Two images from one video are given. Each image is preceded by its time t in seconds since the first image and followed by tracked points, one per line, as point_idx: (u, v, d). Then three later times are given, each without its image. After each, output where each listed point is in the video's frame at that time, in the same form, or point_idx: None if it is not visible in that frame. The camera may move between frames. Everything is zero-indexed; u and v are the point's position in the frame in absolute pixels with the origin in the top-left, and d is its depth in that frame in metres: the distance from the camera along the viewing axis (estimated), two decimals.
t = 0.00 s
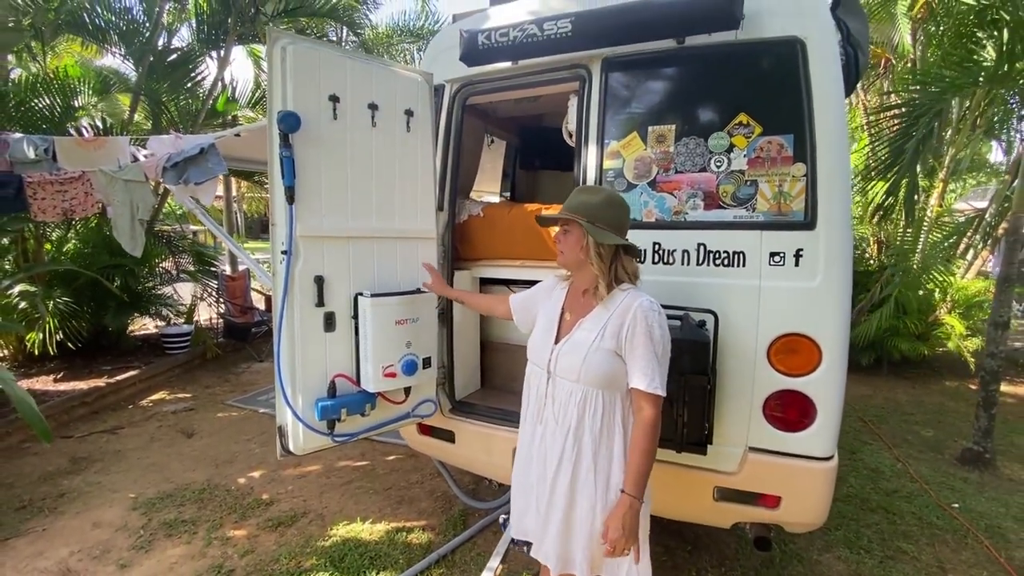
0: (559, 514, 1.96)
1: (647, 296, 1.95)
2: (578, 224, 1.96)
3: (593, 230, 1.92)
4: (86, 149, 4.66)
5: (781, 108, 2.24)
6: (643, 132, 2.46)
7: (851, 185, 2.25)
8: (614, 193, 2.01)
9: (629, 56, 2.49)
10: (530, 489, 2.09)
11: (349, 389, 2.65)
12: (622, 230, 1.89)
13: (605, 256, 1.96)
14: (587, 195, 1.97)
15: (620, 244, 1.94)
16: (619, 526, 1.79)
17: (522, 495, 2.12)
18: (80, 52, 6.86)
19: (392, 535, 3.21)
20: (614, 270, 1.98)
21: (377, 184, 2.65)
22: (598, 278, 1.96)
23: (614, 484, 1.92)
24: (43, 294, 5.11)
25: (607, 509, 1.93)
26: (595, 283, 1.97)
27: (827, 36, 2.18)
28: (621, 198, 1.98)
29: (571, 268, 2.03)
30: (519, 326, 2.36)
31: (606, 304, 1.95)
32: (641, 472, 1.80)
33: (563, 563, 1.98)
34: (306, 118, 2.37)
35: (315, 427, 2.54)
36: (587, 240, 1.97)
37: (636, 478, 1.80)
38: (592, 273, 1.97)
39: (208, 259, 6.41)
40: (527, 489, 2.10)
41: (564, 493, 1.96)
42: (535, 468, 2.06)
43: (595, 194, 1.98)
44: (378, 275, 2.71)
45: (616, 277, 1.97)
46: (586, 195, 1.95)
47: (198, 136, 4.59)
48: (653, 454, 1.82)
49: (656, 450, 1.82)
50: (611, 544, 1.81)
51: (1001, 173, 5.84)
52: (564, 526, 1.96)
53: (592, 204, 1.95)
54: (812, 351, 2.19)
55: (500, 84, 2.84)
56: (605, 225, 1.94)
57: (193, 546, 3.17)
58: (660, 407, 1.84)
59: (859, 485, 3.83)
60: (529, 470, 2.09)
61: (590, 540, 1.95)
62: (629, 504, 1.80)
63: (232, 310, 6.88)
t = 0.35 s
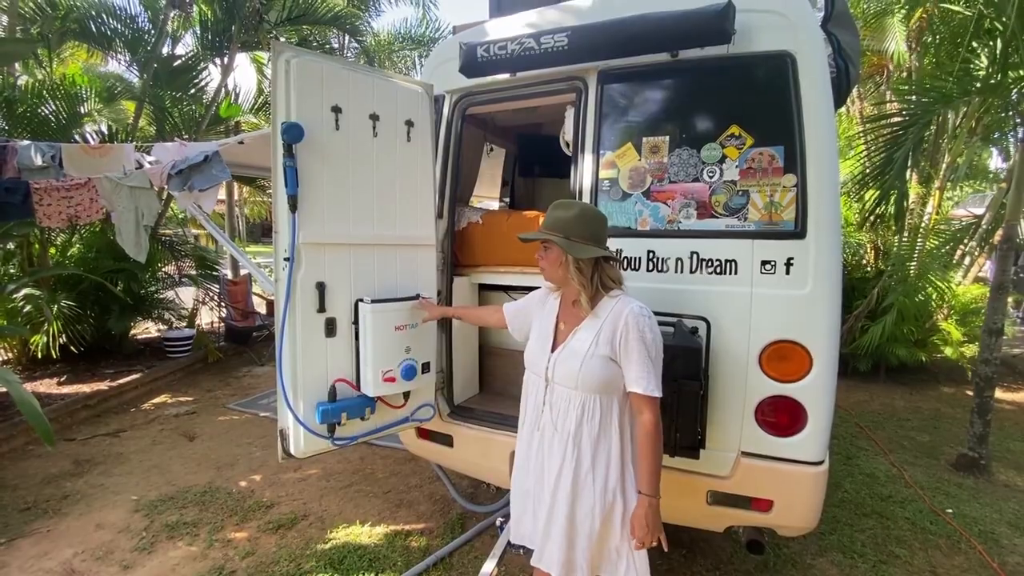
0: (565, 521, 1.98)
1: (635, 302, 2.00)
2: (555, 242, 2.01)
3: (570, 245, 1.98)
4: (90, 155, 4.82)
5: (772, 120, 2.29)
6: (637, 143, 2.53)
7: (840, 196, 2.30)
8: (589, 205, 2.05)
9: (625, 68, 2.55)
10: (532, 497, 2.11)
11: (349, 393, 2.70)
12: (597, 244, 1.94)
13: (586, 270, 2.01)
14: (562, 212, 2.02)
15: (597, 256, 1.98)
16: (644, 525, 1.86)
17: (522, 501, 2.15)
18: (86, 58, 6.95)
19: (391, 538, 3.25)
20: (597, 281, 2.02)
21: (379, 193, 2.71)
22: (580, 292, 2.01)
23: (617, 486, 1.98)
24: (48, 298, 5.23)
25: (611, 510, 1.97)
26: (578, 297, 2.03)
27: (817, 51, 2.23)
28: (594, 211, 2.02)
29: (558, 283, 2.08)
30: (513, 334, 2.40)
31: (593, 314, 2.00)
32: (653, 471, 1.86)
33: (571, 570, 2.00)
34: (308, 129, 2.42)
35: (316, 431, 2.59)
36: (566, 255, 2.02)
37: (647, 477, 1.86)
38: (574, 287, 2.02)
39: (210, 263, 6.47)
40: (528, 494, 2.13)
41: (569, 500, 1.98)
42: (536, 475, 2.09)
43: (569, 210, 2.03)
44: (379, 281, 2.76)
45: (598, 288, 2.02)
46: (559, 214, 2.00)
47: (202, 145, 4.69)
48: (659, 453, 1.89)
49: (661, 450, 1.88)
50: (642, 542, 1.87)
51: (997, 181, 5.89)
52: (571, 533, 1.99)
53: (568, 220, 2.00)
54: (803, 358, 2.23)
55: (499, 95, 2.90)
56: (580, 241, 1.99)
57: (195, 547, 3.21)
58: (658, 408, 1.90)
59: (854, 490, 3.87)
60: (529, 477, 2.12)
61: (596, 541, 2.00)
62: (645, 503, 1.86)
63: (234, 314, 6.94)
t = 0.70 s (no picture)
0: (554, 516, 2.04)
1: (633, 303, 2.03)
2: (560, 246, 2.06)
3: (575, 248, 2.02)
4: (92, 159, 4.88)
5: (764, 127, 2.35)
6: (633, 149, 2.58)
7: (831, 201, 2.35)
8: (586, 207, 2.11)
9: (620, 76, 2.60)
10: (525, 493, 2.16)
11: (350, 394, 2.73)
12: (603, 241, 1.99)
13: (592, 268, 2.05)
14: (561, 216, 2.07)
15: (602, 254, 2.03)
16: (607, 525, 1.89)
17: (520, 497, 2.21)
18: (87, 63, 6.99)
19: (391, 538, 3.29)
20: (602, 278, 2.07)
21: (379, 198, 2.75)
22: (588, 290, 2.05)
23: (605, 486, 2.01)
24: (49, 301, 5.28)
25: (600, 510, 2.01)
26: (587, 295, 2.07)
27: (807, 61, 2.29)
28: (593, 210, 2.08)
29: (563, 286, 2.12)
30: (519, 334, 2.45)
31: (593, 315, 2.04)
32: (629, 473, 1.88)
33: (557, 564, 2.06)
34: (311, 136, 2.47)
35: (318, 431, 2.62)
36: (572, 257, 2.07)
37: (625, 479, 1.89)
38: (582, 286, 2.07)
39: (211, 266, 6.52)
40: (524, 491, 2.18)
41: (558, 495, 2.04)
42: (531, 472, 2.14)
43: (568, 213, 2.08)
44: (379, 284, 2.81)
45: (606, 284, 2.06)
46: (559, 218, 2.05)
47: (205, 150, 4.76)
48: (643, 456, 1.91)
49: (642, 454, 1.90)
50: (600, 542, 1.90)
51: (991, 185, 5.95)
52: (559, 527, 2.05)
53: (568, 224, 2.05)
54: (795, 359, 2.28)
55: (497, 102, 2.96)
56: (585, 240, 2.03)
57: (197, 548, 3.25)
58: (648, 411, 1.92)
59: (849, 491, 3.91)
60: (526, 474, 2.17)
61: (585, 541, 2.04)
62: (618, 503, 1.89)
63: (234, 317, 6.98)
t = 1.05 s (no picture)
0: (550, 518, 2.07)
1: (635, 307, 2.01)
2: (567, 252, 2.05)
3: (581, 254, 2.02)
4: (93, 163, 4.99)
5: (761, 131, 2.37)
6: (631, 153, 2.60)
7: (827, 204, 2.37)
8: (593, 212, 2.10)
9: (618, 81, 2.63)
10: (523, 494, 2.19)
11: (351, 396, 2.75)
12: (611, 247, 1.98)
13: (599, 274, 2.05)
14: (567, 222, 2.07)
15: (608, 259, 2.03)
16: (598, 532, 1.91)
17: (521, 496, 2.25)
18: (87, 67, 7.02)
19: (391, 540, 3.30)
20: (608, 282, 2.07)
21: (379, 201, 2.77)
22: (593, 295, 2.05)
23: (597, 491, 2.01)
24: (49, 304, 5.33)
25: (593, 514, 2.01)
26: (592, 300, 2.07)
27: (803, 66, 2.31)
28: (601, 215, 2.07)
29: (570, 291, 2.12)
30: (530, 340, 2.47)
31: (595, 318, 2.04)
32: (619, 480, 1.88)
33: (550, 567, 2.07)
34: (312, 140, 2.49)
35: (318, 433, 2.64)
36: (579, 263, 2.06)
37: (615, 485, 1.88)
38: (587, 292, 2.07)
39: (210, 269, 6.54)
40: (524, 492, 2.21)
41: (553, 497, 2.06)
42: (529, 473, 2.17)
43: (576, 218, 2.07)
44: (380, 287, 2.82)
45: (612, 289, 2.06)
46: (567, 223, 2.04)
47: (205, 153, 4.77)
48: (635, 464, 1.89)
49: (631, 461, 1.88)
50: (593, 548, 1.94)
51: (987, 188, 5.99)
52: (553, 529, 2.07)
53: (574, 229, 2.05)
54: (792, 361, 2.30)
55: (497, 106, 2.98)
56: (594, 246, 2.02)
57: (197, 550, 3.26)
58: (642, 418, 1.90)
59: (847, 492, 3.93)
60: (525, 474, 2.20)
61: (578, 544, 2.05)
62: (607, 511, 1.89)
63: (234, 320, 7.01)
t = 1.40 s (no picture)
0: (546, 521, 2.02)
1: (640, 315, 1.84)
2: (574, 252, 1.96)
3: (584, 257, 1.92)
4: (90, 164, 4.86)
5: (758, 133, 2.38)
6: (628, 154, 2.61)
7: (824, 205, 2.38)
8: (619, 215, 1.96)
9: (615, 83, 2.63)
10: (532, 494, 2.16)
11: (349, 398, 2.75)
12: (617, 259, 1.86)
13: (602, 282, 1.94)
14: (585, 219, 1.98)
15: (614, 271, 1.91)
16: (567, 546, 1.77)
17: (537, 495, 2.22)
18: (84, 68, 7.02)
19: (389, 541, 3.30)
20: (613, 292, 1.94)
21: (377, 202, 2.77)
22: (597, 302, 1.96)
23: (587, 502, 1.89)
24: (46, 306, 5.32)
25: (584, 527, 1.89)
26: (595, 307, 1.98)
27: (799, 68, 2.32)
28: (622, 222, 1.93)
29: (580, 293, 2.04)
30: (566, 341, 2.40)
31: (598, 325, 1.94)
32: (593, 495, 1.74)
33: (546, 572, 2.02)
34: (309, 141, 2.48)
35: (317, 435, 2.64)
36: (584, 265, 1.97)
37: (588, 501, 1.74)
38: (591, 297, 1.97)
39: (208, 270, 6.54)
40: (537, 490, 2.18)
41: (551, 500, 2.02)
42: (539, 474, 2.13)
43: (596, 219, 1.96)
44: (378, 288, 2.82)
45: (617, 301, 1.93)
46: (583, 223, 1.95)
47: (203, 154, 4.77)
48: (613, 480, 1.74)
49: (611, 477, 1.73)
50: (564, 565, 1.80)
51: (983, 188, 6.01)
52: (550, 533, 2.02)
53: (587, 229, 1.95)
54: (789, 361, 2.30)
55: (495, 108, 2.98)
56: (602, 253, 1.92)
57: (195, 552, 3.26)
58: (626, 433, 1.73)
59: (844, 492, 3.94)
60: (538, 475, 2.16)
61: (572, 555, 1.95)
62: (579, 527, 1.76)
63: (231, 321, 7.09)
